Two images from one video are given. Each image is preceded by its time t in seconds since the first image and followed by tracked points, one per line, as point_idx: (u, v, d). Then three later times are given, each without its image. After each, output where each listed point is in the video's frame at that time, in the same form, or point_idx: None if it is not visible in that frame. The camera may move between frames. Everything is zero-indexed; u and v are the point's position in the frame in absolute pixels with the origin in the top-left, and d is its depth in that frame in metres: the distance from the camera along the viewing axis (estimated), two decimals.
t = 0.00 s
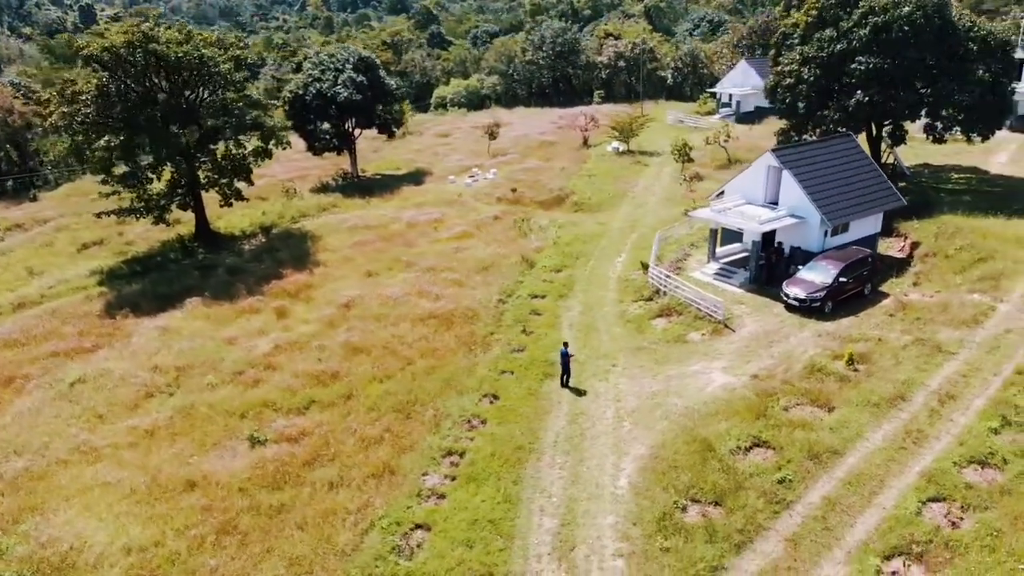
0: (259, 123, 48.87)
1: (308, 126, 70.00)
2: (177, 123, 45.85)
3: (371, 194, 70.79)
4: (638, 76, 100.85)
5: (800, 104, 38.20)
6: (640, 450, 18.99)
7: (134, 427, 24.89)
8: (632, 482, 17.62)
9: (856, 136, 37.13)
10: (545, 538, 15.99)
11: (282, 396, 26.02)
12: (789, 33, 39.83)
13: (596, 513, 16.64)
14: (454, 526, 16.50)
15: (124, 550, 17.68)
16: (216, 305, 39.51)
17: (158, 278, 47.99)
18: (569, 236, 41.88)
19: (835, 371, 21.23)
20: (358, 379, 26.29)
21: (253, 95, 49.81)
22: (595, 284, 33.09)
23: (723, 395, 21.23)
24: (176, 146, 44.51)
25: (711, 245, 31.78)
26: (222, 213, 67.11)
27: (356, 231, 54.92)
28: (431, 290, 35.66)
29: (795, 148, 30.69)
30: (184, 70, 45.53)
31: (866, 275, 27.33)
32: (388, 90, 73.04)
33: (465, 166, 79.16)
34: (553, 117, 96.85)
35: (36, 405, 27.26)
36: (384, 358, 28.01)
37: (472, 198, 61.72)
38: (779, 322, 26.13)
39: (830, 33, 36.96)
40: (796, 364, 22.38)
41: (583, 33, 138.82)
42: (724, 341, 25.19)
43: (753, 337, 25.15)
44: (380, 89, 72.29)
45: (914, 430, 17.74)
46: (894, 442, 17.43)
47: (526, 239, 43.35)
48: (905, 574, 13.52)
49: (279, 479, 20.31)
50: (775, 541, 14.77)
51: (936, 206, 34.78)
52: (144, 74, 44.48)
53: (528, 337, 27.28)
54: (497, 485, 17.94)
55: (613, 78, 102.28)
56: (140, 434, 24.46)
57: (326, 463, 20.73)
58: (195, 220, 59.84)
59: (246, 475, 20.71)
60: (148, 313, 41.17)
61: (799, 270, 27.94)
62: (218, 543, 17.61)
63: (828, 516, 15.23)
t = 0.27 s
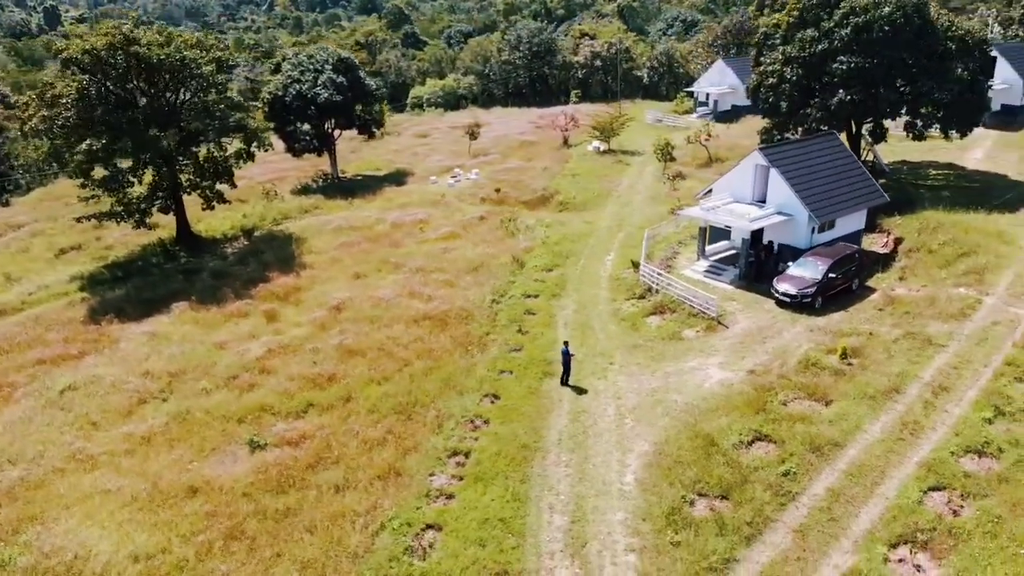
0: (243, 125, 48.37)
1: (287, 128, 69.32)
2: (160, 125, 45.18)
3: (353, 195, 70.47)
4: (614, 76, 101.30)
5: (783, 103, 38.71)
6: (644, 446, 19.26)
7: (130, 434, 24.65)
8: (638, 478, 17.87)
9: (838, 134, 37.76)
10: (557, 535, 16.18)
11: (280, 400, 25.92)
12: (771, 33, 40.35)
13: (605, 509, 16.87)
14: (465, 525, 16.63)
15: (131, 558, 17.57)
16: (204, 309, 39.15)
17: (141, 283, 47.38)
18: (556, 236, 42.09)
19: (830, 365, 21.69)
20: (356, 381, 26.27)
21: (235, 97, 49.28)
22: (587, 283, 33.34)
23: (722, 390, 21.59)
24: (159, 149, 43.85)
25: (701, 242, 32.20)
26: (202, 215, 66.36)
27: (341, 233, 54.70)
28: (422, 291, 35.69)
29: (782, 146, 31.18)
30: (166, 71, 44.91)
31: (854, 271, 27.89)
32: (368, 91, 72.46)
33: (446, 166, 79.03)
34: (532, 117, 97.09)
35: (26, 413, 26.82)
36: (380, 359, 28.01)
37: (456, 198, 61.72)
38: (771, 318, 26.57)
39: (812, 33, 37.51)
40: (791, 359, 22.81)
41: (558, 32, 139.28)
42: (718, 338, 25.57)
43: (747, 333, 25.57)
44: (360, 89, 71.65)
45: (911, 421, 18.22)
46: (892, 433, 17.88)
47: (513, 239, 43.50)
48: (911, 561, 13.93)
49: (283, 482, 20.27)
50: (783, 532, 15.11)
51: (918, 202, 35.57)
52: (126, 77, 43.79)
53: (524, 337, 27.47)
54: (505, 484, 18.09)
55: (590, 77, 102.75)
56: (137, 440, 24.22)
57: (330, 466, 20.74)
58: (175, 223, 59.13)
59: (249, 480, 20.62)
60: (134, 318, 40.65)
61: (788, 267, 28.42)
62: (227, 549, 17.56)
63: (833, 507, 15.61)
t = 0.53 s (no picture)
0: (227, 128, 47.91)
1: (267, 130, 68.62)
2: (143, 129, 44.58)
3: (335, 197, 70.13)
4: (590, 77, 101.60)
5: (766, 103, 39.39)
6: (647, 443, 19.57)
7: (126, 441, 24.43)
8: (645, 475, 18.15)
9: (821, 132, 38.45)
10: (568, 532, 16.40)
11: (277, 404, 25.84)
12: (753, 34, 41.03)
13: (614, 506, 17.13)
14: (476, 525, 16.79)
15: (139, 566, 17.50)
16: (192, 314, 38.80)
17: (124, 288, 46.79)
18: (544, 236, 42.33)
19: (825, 360, 22.17)
20: (353, 384, 26.27)
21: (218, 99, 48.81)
22: (579, 283, 33.60)
23: (721, 387, 21.97)
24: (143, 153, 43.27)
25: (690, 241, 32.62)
26: (182, 219, 65.61)
27: (326, 235, 54.47)
28: (413, 293, 35.73)
29: (769, 146, 31.68)
30: (148, 74, 44.35)
31: (841, 267, 28.45)
32: (347, 92, 71.92)
33: (428, 167, 78.91)
34: (510, 117, 97.31)
35: (17, 423, 26.43)
36: (376, 362, 28.03)
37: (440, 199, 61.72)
38: (763, 314, 27.03)
39: (794, 34, 38.21)
40: (786, 355, 23.26)
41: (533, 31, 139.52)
42: (713, 335, 25.97)
43: (740, 330, 26.01)
44: (340, 90, 71.18)
45: (907, 413, 18.72)
46: (890, 426, 18.36)
47: (501, 239, 43.67)
48: (916, 549, 14.37)
49: (288, 486, 20.27)
50: (791, 524, 15.47)
51: (899, 199, 36.36)
52: (107, 80, 43.18)
53: (520, 337, 27.66)
54: (513, 483, 18.28)
55: (567, 77, 103.10)
56: (134, 448, 24.01)
57: (335, 469, 20.77)
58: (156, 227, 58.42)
59: (252, 485, 20.56)
60: (119, 324, 40.16)
61: (777, 264, 28.92)
62: (236, 554, 17.54)
63: (837, 499, 16.01)
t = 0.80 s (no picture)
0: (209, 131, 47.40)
1: (243, 132, 67.77)
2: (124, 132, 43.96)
3: (316, 199, 69.69)
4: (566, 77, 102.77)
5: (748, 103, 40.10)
6: (649, 440, 19.89)
7: (123, 448, 24.19)
8: (650, 470, 18.45)
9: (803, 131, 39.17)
10: (579, 529, 16.65)
11: (275, 408, 25.74)
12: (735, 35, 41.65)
13: (622, 502, 17.41)
14: (488, 524, 16.97)
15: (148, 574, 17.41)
16: (179, 319, 38.41)
17: (106, 294, 46.12)
18: (531, 236, 42.50)
19: (819, 355, 22.67)
20: (351, 387, 26.26)
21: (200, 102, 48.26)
22: (570, 282, 33.82)
23: (718, 383, 22.36)
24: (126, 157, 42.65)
25: (680, 239, 33.03)
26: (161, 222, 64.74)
27: (310, 237, 54.17)
28: (404, 295, 35.75)
29: (755, 145, 32.18)
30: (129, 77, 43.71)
31: (829, 263, 29.02)
32: (326, 94, 71.31)
33: (408, 168, 78.71)
34: (488, 117, 97.40)
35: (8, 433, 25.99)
36: (372, 364, 28.03)
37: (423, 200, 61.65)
38: (755, 310, 27.51)
39: (775, 34, 38.86)
40: (780, 350, 23.73)
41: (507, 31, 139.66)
42: (706, 332, 26.38)
43: (733, 326, 26.45)
44: (319, 92, 70.63)
45: (902, 405, 19.25)
46: (886, 417, 18.87)
47: (488, 240, 43.78)
48: (920, 537, 14.84)
49: (293, 490, 20.26)
50: (798, 516, 15.86)
51: (880, 196, 37.16)
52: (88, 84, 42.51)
53: (516, 337, 27.84)
54: (520, 482, 18.47)
55: (542, 77, 103.19)
56: (131, 455, 23.77)
57: (340, 472, 20.80)
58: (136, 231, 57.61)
59: (257, 490, 20.51)
60: (104, 330, 39.59)
61: (767, 261, 29.41)
62: (247, 559, 17.53)
63: (841, 490, 16.44)
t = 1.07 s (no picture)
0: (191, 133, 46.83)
1: (219, 133, 66.90)
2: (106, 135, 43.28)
3: (297, 201, 69.24)
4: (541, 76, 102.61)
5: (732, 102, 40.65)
6: (652, 435, 20.21)
7: (120, 454, 23.98)
8: (655, 465, 18.76)
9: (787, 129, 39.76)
10: (590, 524, 16.90)
11: (273, 411, 25.67)
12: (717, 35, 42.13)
13: (629, 496, 17.69)
14: (499, 522, 17.16)
15: None
16: (166, 323, 38.04)
17: (89, 299, 45.49)
18: (519, 236, 42.69)
19: (812, 348, 23.16)
20: (348, 389, 26.26)
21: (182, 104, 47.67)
22: (561, 281, 34.07)
23: (715, 377, 22.75)
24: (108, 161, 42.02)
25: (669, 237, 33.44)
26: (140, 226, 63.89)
27: (294, 239, 53.89)
28: (395, 296, 35.76)
29: (742, 143, 32.65)
30: (110, 80, 43.02)
31: (816, 259, 29.60)
32: (304, 94, 70.53)
33: (389, 169, 78.48)
34: (467, 117, 97.37)
35: None
36: (369, 365, 28.04)
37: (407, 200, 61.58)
38: (746, 306, 27.97)
39: (757, 34, 39.39)
40: (774, 345, 24.21)
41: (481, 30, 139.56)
42: (700, 328, 26.78)
43: (726, 322, 26.89)
44: (298, 92, 69.92)
45: (897, 397, 19.79)
46: (882, 409, 19.37)
47: (475, 240, 43.91)
48: (923, 524, 15.32)
49: (299, 492, 20.27)
50: (803, 507, 16.26)
51: (862, 192, 37.93)
52: (68, 87, 41.79)
53: (512, 337, 28.03)
54: (528, 480, 18.68)
55: (519, 76, 103.28)
56: (129, 461, 23.57)
57: (345, 473, 20.85)
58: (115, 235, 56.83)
59: (262, 494, 20.49)
60: (89, 336, 39.07)
61: (756, 257, 29.91)
62: (258, 563, 17.54)
63: (843, 480, 16.88)
